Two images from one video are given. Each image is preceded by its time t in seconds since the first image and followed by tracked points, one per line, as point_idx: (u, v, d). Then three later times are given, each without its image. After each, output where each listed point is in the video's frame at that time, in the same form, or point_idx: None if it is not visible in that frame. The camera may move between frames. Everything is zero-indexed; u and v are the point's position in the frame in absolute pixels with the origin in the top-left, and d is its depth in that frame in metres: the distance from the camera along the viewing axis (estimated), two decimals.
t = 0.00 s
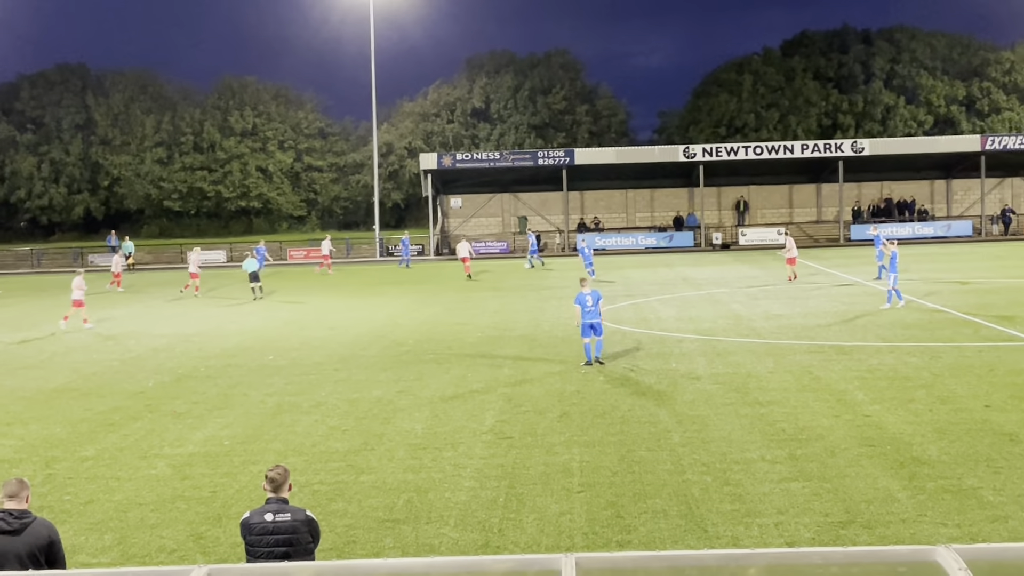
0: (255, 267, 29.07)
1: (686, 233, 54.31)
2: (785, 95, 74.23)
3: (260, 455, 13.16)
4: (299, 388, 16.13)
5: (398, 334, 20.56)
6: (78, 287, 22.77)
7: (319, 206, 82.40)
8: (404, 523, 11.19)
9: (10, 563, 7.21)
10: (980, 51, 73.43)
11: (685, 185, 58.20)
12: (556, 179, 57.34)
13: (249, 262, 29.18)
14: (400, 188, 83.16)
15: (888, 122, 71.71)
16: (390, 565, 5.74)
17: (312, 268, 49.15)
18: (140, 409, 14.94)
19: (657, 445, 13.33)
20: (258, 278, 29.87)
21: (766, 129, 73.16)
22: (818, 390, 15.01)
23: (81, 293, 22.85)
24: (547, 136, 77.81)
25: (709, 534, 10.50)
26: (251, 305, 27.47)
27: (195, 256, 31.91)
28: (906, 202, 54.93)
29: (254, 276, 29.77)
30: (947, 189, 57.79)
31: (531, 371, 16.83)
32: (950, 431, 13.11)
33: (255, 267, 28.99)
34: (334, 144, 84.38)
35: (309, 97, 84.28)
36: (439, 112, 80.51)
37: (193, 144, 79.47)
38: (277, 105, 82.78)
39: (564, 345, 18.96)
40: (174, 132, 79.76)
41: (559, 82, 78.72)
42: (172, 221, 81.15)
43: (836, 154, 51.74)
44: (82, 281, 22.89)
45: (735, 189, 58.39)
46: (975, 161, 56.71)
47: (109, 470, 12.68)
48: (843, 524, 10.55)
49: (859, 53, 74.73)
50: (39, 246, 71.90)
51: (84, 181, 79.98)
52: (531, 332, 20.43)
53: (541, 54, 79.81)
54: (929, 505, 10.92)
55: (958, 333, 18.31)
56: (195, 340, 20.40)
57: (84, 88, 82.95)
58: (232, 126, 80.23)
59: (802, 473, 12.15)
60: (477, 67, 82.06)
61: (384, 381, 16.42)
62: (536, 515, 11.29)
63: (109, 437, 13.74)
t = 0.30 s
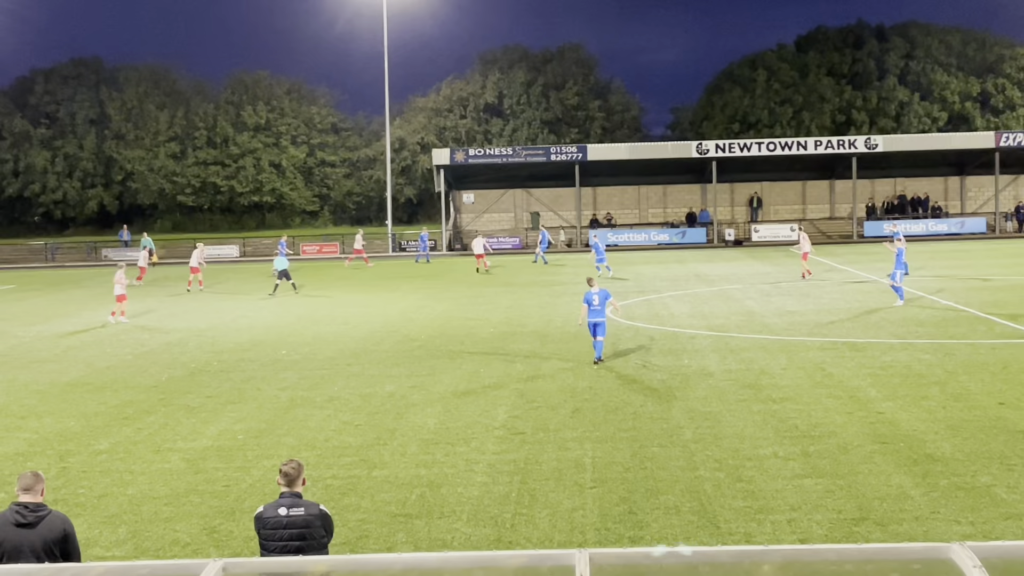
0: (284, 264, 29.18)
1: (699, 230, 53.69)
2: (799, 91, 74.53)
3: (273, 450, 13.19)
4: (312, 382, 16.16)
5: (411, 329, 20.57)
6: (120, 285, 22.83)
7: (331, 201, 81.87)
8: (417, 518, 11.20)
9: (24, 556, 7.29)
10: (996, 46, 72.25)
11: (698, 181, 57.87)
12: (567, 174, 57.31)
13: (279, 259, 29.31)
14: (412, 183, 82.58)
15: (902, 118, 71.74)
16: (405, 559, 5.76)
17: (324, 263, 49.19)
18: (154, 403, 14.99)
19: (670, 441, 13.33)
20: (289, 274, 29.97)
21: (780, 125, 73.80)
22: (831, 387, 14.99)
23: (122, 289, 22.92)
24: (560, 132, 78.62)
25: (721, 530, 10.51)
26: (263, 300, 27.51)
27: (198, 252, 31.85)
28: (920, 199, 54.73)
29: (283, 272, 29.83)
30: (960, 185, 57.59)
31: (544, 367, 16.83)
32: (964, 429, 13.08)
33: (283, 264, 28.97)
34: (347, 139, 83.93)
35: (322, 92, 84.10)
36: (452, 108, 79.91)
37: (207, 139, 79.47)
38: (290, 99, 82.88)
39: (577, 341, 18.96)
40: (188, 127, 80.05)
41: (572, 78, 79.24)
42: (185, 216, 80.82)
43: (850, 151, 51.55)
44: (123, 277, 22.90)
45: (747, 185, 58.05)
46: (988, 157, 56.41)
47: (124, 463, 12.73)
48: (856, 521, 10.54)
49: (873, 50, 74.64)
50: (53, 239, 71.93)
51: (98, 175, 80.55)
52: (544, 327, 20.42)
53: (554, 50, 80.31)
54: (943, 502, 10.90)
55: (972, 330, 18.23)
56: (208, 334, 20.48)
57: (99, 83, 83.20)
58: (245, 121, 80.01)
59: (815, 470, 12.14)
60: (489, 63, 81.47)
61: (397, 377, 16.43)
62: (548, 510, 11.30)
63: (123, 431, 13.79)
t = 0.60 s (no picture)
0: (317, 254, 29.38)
1: (720, 225, 53.89)
2: (822, 87, 74.06)
3: (297, 443, 13.27)
4: (335, 376, 16.25)
5: (433, 324, 20.62)
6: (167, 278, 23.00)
7: (354, 196, 80.74)
8: (439, 511, 11.24)
9: (53, 547, 7.35)
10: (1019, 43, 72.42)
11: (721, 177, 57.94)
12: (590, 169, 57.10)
13: (314, 250, 29.56)
14: (435, 177, 80.66)
15: (926, 113, 71.07)
16: (432, 551, 5.63)
17: (343, 258, 49.32)
18: (179, 396, 15.08)
19: (693, 436, 13.32)
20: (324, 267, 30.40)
21: (803, 121, 73.26)
22: (854, 382, 14.97)
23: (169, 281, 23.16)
24: (582, 128, 78.04)
25: (743, 526, 10.51)
26: (287, 294, 27.61)
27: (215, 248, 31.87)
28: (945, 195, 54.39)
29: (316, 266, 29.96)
30: (984, 181, 57.20)
31: (566, 362, 16.84)
32: (988, 425, 13.03)
33: (317, 255, 29.21)
34: (369, 134, 82.21)
35: (347, 88, 82.67)
36: (474, 103, 79.69)
37: (231, 133, 79.98)
38: (314, 94, 82.21)
39: (599, 335, 18.98)
40: (212, 122, 80.24)
41: (595, 74, 79.97)
42: (209, 210, 81.03)
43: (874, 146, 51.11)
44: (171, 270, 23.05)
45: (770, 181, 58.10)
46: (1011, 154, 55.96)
47: (149, 455, 12.81)
48: (879, 517, 10.52)
49: (896, 45, 74.21)
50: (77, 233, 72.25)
51: (123, 169, 80.92)
52: (566, 322, 20.43)
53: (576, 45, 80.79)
54: (965, 500, 10.88)
55: (997, 327, 18.14)
56: (232, 328, 20.59)
57: (124, 77, 84.56)
58: (269, 115, 79.80)
59: (838, 466, 12.12)
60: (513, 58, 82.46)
61: (419, 371, 16.48)
62: (571, 505, 11.32)
63: (148, 424, 13.88)
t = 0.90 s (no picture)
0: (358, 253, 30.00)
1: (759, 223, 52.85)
2: (862, 83, 72.36)
3: (333, 440, 13.27)
4: (371, 373, 16.26)
5: (470, 322, 20.58)
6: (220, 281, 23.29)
7: (391, 193, 81.13)
8: (476, 510, 11.20)
9: (92, 542, 7.35)
10: None
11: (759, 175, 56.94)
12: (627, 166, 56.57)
13: (353, 249, 30.03)
14: (471, 175, 81.74)
15: (969, 111, 70.08)
16: (471, 548, 5.78)
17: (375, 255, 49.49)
18: (216, 393, 15.12)
19: (731, 437, 13.21)
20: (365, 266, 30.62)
21: (844, 118, 71.67)
22: (895, 383, 14.78)
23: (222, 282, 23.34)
24: (619, 125, 77.64)
25: (783, 527, 10.38)
26: (325, 292, 27.72)
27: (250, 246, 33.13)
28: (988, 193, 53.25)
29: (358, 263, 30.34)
30: None
31: (603, 361, 16.77)
32: None
33: (359, 255, 29.80)
34: (405, 132, 83.05)
35: (383, 85, 83.18)
36: (511, 100, 79.83)
37: (269, 131, 79.87)
38: (351, 92, 82.40)
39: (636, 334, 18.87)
40: (250, 119, 80.43)
41: (633, 71, 78.41)
42: (245, 208, 81.73)
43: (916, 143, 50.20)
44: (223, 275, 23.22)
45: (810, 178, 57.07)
46: None
47: (187, 452, 12.86)
48: (921, 519, 10.37)
49: (939, 40, 72.35)
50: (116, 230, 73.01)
51: (161, 167, 81.36)
52: (603, 321, 20.34)
53: (614, 42, 79.38)
54: (1010, 502, 10.70)
55: None
56: (269, 325, 20.65)
57: (163, 76, 85.42)
58: (307, 113, 79.90)
59: (878, 467, 11.97)
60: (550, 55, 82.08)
61: (455, 369, 16.45)
62: (608, 504, 11.24)
63: (186, 420, 13.94)
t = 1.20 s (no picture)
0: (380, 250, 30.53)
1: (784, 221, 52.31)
2: (888, 80, 71.93)
3: (358, 437, 13.30)
4: (395, 370, 16.30)
5: (494, 319, 20.60)
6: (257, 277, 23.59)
7: (415, 190, 81.30)
8: (500, 507, 11.20)
9: (120, 538, 7.40)
10: None
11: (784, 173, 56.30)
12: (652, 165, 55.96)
13: (375, 245, 30.48)
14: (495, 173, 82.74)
15: (996, 108, 69.45)
16: (493, 547, 5.74)
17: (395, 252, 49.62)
18: (241, 389, 15.19)
19: (755, 435, 13.17)
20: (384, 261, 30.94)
21: (870, 115, 71.12)
22: (921, 382, 14.71)
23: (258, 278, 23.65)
24: (644, 122, 76.75)
25: (808, 526, 10.34)
26: (349, 288, 27.80)
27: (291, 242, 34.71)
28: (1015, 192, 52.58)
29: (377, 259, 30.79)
30: None
31: (627, 359, 16.76)
32: None
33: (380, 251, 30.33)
34: (430, 129, 82.95)
35: (408, 82, 83.32)
36: (536, 97, 79.98)
37: (293, 128, 80.12)
38: (376, 89, 82.14)
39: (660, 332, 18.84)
40: (275, 116, 80.56)
41: (657, 68, 77.30)
42: (270, 205, 82.31)
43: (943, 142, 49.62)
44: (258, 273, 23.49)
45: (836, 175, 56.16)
46: None
47: (213, 448, 12.91)
48: (947, 519, 10.31)
49: (967, 37, 71.68)
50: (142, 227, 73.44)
51: (187, 164, 81.59)
52: (626, 318, 20.32)
53: (639, 39, 78.95)
54: None
55: None
56: (294, 321, 20.73)
57: (189, 73, 85.09)
58: (330, 110, 80.28)
59: (904, 466, 11.90)
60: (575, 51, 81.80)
61: (480, 366, 16.47)
62: (632, 502, 11.23)
63: (212, 416, 14.00)
